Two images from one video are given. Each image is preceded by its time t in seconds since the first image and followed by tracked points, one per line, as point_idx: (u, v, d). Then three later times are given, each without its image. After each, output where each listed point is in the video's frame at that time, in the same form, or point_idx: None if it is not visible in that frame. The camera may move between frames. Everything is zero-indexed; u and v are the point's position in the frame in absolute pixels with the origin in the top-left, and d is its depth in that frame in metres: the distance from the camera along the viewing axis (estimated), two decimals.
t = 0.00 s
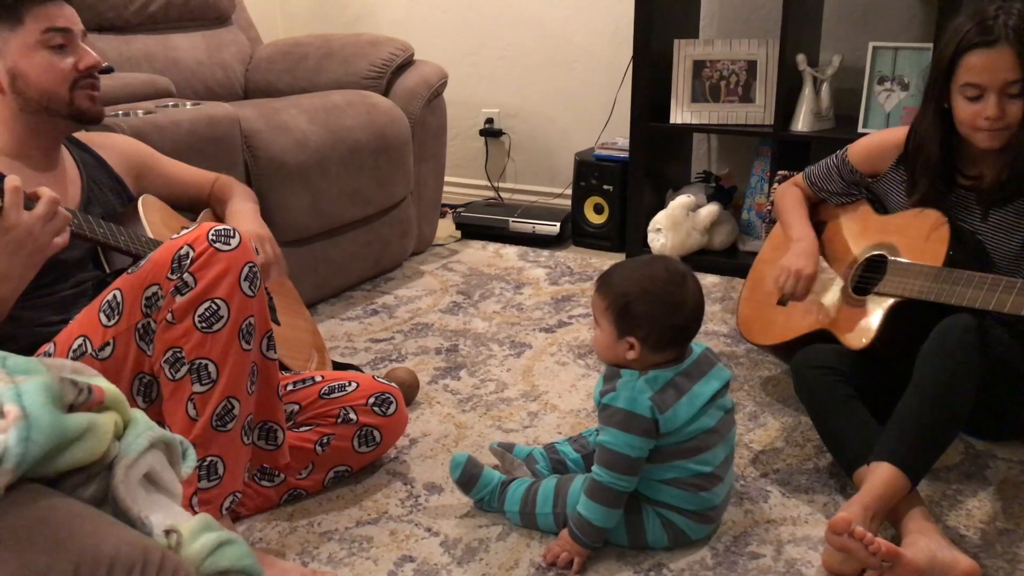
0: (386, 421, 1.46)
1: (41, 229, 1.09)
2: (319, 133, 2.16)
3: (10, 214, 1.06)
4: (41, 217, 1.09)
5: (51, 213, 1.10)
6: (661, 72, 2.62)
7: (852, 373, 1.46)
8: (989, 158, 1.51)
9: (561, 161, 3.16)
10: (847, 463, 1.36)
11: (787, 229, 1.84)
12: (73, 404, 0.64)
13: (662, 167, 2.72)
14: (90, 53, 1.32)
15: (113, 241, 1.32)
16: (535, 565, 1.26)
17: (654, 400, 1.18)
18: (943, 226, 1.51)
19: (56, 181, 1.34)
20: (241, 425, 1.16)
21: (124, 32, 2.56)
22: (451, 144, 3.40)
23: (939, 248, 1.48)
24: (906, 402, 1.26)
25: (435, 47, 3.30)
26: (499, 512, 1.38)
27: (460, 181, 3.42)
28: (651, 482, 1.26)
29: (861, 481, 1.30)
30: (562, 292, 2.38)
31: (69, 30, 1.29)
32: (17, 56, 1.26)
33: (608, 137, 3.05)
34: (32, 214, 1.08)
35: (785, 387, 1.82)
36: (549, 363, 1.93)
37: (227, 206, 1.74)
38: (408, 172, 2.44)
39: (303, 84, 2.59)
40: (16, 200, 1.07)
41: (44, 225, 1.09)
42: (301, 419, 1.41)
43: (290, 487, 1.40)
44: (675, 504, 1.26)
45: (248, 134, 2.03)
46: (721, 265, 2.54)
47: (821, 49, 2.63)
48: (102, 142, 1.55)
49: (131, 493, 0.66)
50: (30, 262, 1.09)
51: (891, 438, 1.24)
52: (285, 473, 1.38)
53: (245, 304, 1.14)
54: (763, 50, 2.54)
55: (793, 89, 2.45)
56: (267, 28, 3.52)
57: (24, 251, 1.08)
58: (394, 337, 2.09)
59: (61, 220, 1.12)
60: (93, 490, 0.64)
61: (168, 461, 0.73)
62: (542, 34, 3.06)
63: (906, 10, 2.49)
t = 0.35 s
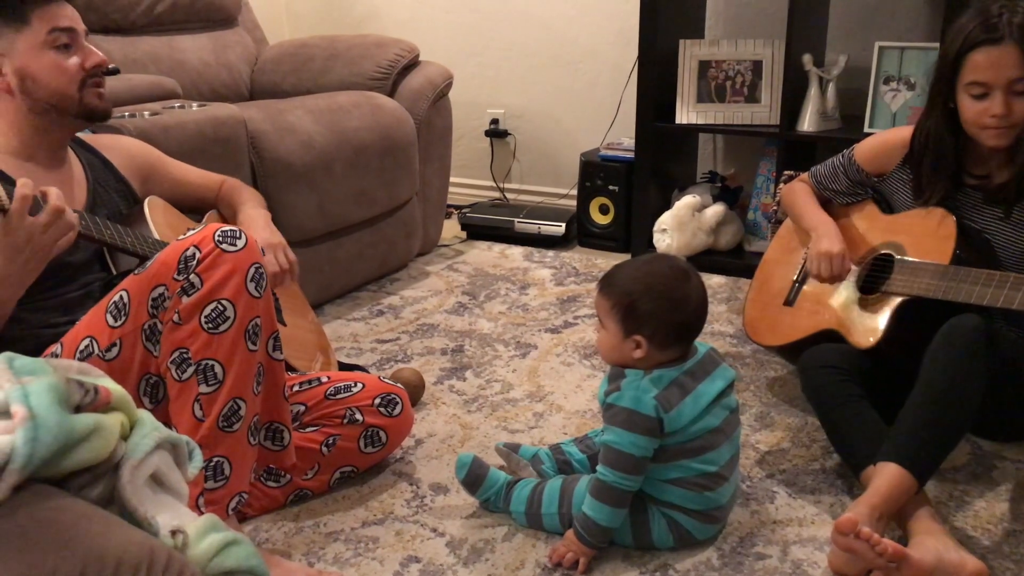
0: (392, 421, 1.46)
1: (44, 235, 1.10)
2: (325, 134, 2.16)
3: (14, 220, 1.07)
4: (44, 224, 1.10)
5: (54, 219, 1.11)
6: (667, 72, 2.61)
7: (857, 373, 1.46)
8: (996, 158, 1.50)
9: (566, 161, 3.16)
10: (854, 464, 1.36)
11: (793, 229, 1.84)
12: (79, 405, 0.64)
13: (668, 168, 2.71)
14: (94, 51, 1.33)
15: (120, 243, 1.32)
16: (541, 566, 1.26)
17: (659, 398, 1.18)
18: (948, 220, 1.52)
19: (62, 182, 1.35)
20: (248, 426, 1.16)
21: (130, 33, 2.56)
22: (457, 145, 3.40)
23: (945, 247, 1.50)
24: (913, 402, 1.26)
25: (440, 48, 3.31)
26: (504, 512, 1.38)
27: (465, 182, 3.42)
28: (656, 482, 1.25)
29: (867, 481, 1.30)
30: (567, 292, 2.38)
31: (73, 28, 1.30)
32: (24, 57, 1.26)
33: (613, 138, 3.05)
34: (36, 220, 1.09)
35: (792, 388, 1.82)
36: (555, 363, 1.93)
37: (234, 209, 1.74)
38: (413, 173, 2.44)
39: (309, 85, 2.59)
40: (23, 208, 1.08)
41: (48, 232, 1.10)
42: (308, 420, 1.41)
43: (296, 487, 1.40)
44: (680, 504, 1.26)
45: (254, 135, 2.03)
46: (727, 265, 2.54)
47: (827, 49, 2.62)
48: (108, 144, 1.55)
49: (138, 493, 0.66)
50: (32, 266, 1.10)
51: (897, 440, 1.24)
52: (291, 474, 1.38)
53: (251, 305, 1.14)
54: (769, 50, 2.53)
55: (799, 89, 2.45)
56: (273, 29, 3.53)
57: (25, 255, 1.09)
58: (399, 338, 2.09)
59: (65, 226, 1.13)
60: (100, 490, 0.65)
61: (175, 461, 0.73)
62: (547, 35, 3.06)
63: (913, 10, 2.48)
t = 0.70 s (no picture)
0: (399, 422, 1.46)
1: (48, 234, 1.10)
2: (331, 135, 2.17)
3: (19, 219, 1.07)
4: (46, 222, 1.10)
5: (56, 217, 1.11)
6: (673, 72, 2.61)
7: (865, 373, 1.46)
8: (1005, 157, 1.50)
9: (573, 161, 3.16)
10: (861, 465, 1.36)
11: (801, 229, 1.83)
12: (87, 405, 0.64)
13: (674, 167, 2.71)
14: (93, 43, 1.33)
15: (125, 243, 1.33)
16: (548, 566, 1.26)
17: (667, 399, 1.17)
18: (960, 224, 1.50)
19: (69, 183, 1.35)
20: (255, 426, 1.16)
21: (138, 34, 2.57)
22: (463, 145, 3.40)
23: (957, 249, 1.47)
24: (921, 403, 1.25)
25: (446, 48, 3.31)
26: (511, 513, 1.38)
27: (472, 182, 3.42)
28: (664, 483, 1.25)
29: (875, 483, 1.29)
30: (574, 292, 2.37)
31: (71, 22, 1.30)
32: (25, 53, 1.27)
33: (619, 138, 3.04)
34: (38, 219, 1.09)
35: (799, 388, 1.81)
36: (561, 364, 1.93)
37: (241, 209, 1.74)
38: (420, 173, 2.44)
39: (315, 85, 2.60)
40: (26, 207, 1.07)
41: (51, 230, 1.11)
42: (315, 420, 1.41)
43: (303, 487, 1.40)
44: (688, 505, 1.25)
45: (261, 135, 2.03)
46: (734, 265, 2.53)
47: (834, 48, 2.62)
48: (115, 145, 1.56)
49: (145, 493, 0.66)
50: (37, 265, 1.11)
51: (905, 441, 1.23)
52: (298, 474, 1.39)
53: (258, 306, 1.14)
54: (776, 50, 2.53)
55: (806, 88, 2.44)
56: (280, 30, 3.54)
57: (29, 256, 1.09)
58: (406, 338, 2.09)
59: (66, 223, 1.13)
60: (108, 490, 0.65)
61: (182, 461, 0.73)
62: (553, 34, 3.06)
63: (920, 8, 2.48)
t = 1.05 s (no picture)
0: (404, 422, 1.46)
1: (52, 232, 1.10)
2: (337, 135, 2.17)
3: (22, 218, 1.08)
4: (49, 221, 1.10)
5: (59, 216, 1.11)
6: (679, 71, 2.61)
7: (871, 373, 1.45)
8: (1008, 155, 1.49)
9: (578, 160, 3.16)
10: (867, 465, 1.35)
11: (805, 228, 1.83)
12: (93, 406, 0.64)
13: (680, 167, 2.71)
14: (91, 42, 1.34)
15: (128, 243, 1.33)
16: (554, 566, 1.26)
17: (672, 399, 1.17)
18: (964, 225, 1.50)
19: (74, 184, 1.35)
20: (260, 426, 1.16)
21: (143, 35, 2.58)
22: (468, 145, 3.40)
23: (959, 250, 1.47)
24: (928, 403, 1.25)
25: (451, 48, 3.31)
26: (517, 513, 1.38)
27: (477, 182, 3.42)
28: (669, 483, 1.25)
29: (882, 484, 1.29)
30: (580, 292, 2.37)
31: (69, 21, 1.31)
32: (24, 52, 1.27)
33: (625, 138, 3.04)
34: (42, 217, 1.09)
35: (806, 387, 1.81)
36: (567, 363, 1.93)
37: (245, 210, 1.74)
38: (425, 173, 2.44)
39: (321, 86, 2.60)
40: (31, 206, 1.08)
41: (55, 229, 1.11)
42: (320, 420, 1.41)
43: (309, 487, 1.41)
44: (693, 505, 1.25)
45: (267, 136, 2.04)
46: (741, 265, 2.52)
47: (840, 47, 2.61)
48: (120, 145, 1.56)
49: (151, 493, 0.66)
50: (42, 264, 1.11)
51: (911, 441, 1.23)
52: (303, 474, 1.39)
53: (263, 306, 1.15)
54: (782, 49, 2.51)
55: (812, 87, 2.43)
56: (285, 31, 3.54)
57: (32, 255, 1.09)
58: (412, 338, 2.09)
59: (70, 222, 1.13)
60: (114, 490, 0.65)
61: (188, 461, 0.73)
62: (558, 34, 3.06)
63: (926, 7, 2.47)
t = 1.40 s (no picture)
0: (410, 423, 1.46)
1: (55, 237, 1.11)
2: (341, 136, 2.17)
3: (25, 223, 1.08)
4: (53, 225, 1.11)
5: (62, 220, 1.12)
6: (684, 72, 2.60)
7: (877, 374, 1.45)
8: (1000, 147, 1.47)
9: (584, 161, 3.15)
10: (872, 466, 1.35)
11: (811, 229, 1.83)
12: (100, 407, 0.64)
13: (686, 167, 2.70)
14: (101, 47, 1.34)
15: (133, 246, 1.33)
16: (559, 566, 1.26)
17: (678, 398, 1.17)
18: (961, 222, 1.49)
19: (78, 186, 1.36)
20: (266, 427, 1.17)
21: (149, 37, 2.59)
22: (474, 146, 3.40)
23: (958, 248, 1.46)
24: (932, 403, 1.25)
25: (456, 49, 3.31)
26: (523, 513, 1.38)
27: (482, 182, 3.42)
28: (675, 483, 1.25)
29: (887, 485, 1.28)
30: (585, 293, 2.37)
31: (83, 26, 1.31)
32: (35, 56, 1.27)
33: (630, 138, 3.03)
34: (45, 222, 1.10)
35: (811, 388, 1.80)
36: (572, 364, 1.93)
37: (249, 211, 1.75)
38: (430, 174, 2.45)
39: (326, 87, 2.60)
40: (33, 211, 1.08)
41: (58, 233, 1.11)
42: (326, 421, 1.41)
43: (315, 488, 1.41)
44: (699, 505, 1.25)
45: (272, 137, 2.04)
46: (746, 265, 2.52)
47: (846, 47, 2.60)
48: (124, 147, 1.57)
49: (157, 494, 0.66)
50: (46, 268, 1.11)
51: (915, 442, 1.23)
52: (309, 475, 1.39)
53: (268, 306, 1.15)
54: (787, 49, 2.51)
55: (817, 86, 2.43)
56: (290, 32, 3.55)
57: (36, 259, 1.10)
58: (417, 338, 2.09)
59: (73, 226, 1.13)
60: (120, 491, 0.65)
61: (194, 461, 0.73)
62: (563, 35, 3.06)
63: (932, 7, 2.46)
